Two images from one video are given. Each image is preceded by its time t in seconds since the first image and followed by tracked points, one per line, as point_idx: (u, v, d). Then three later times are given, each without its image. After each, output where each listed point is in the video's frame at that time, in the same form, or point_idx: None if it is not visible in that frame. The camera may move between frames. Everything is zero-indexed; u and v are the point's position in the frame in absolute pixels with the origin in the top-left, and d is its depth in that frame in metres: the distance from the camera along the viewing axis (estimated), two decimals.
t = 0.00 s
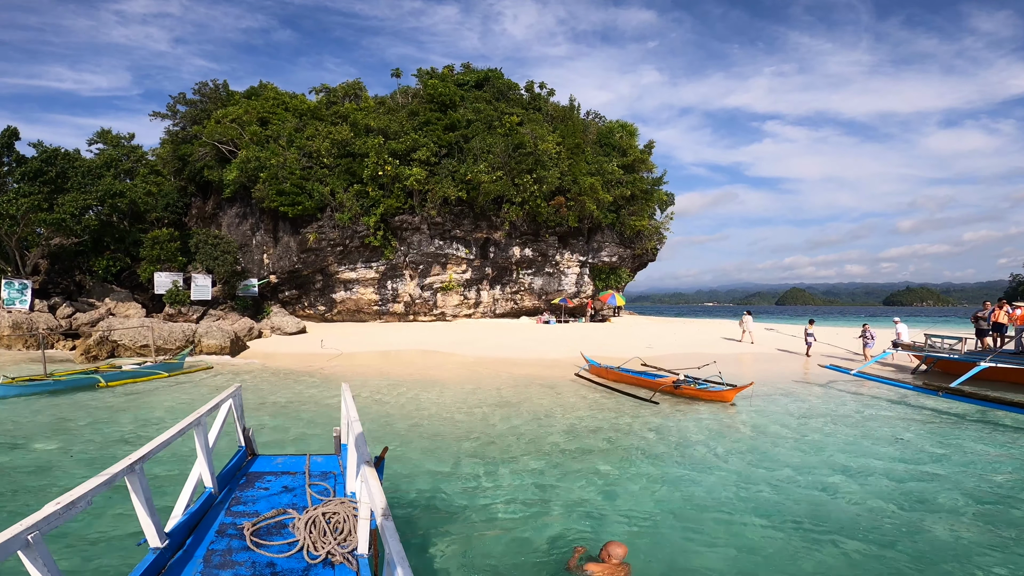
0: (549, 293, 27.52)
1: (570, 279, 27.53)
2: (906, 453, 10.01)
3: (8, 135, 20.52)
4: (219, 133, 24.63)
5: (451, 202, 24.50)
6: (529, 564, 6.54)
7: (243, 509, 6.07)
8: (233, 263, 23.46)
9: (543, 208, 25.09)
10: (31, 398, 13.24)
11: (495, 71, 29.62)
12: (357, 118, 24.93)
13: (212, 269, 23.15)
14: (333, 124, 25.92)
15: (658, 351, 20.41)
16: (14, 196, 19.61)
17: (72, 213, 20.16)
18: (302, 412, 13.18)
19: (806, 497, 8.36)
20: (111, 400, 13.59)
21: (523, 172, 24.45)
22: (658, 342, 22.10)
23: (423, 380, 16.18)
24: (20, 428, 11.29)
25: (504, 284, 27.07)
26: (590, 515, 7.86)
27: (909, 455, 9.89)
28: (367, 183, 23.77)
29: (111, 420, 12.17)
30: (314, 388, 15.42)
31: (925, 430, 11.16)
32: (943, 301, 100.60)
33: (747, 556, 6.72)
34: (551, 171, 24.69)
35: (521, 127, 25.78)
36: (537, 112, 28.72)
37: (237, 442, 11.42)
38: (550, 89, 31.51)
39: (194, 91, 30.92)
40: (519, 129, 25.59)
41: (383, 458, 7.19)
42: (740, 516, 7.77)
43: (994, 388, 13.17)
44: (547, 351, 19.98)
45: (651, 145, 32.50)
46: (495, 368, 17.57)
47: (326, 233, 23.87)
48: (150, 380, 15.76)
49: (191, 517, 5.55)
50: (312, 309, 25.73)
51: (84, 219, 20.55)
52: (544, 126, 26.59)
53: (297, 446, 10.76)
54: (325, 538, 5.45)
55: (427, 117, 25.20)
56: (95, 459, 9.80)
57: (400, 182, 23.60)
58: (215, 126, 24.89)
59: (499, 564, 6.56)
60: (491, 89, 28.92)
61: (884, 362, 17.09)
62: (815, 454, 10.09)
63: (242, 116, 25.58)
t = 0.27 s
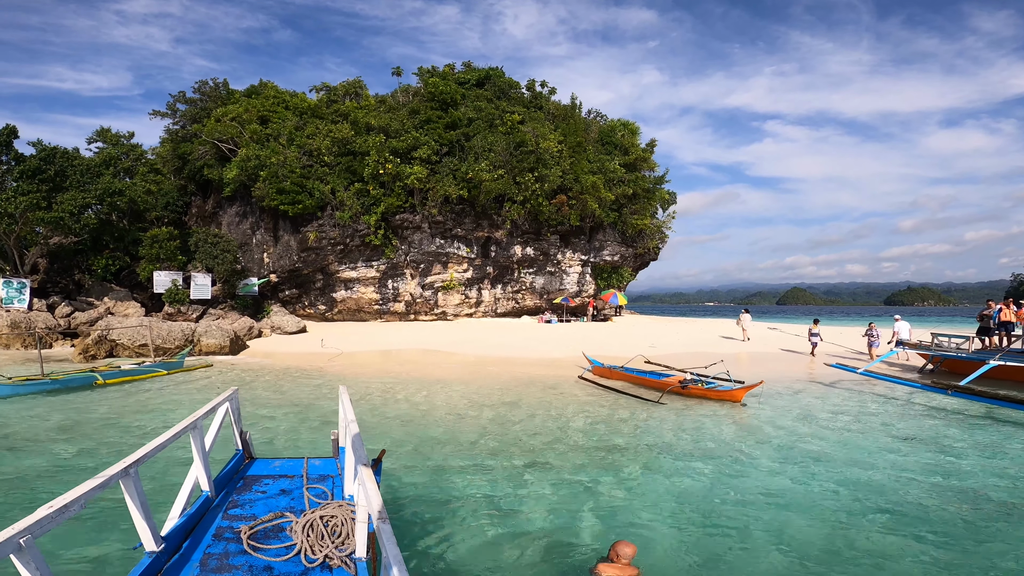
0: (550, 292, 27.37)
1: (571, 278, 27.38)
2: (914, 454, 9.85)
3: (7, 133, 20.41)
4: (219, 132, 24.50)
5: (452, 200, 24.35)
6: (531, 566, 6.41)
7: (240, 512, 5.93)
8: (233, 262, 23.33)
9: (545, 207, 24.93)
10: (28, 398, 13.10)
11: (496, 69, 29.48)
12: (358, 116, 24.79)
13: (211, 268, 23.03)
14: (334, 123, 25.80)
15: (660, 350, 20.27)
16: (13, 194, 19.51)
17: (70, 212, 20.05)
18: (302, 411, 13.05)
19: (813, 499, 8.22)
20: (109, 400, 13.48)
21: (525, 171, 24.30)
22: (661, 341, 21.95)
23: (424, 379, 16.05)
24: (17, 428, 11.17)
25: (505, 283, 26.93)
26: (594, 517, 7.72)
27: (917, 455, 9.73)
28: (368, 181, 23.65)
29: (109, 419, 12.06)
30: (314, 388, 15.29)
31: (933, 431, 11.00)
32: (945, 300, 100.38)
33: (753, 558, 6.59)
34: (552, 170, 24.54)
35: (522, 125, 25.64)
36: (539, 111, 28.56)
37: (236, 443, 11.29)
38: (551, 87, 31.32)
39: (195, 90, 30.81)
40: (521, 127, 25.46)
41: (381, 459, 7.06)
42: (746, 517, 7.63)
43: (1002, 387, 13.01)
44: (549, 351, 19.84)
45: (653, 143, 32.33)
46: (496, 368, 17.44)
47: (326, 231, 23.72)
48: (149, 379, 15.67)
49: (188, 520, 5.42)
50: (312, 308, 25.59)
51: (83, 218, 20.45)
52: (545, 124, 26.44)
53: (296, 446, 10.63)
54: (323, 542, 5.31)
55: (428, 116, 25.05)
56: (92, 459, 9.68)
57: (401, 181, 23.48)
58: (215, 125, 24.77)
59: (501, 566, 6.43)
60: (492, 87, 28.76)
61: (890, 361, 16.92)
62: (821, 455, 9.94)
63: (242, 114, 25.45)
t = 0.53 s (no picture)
0: (551, 292, 27.24)
1: (572, 278, 27.25)
2: (922, 454, 9.72)
3: (4, 133, 20.30)
4: (219, 131, 24.40)
5: (453, 200, 24.23)
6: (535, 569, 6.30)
7: (240, 510, 5.81)
8: (232, 261, 23.22)
9: (546, 206, 24.82)
10: (24, 399, 12.97)
11: (497, 68, 29.34)
12: (358, 115, 24.68)
13: (211, 268, 22.90)
14: (334, 122, 25.70)
15: (662, 350, 20.15)
16: (10, 194, 19.41)
17: (68, 212, 19.96)
18: (302, 412, 12.94)
19: (821, 499, 8.10)
20: (107, 400, 13.37)
21: (525, 170, 24.19)
22: (662, 341, 21.82)
23: (425, 380, 15.96)
24: (13, 429, 11.07)
25: (506, 283, 26.80)
26: (597, 517, 7.61)
27: (925, 457, 9.60)
28: (368, 181, 23.53)
29: (106, 420, 11.94)
30: (314, 388, 15.18)
31: (940, 431, 10.87)
32: (946, 300, 100.25)
33: (760, 560, 6.48)
34: (553, 169, 24.42)
35: (523, 125, 25.51)
36: (539, 110, 28.43)
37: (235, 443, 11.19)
38: (552, 86, 31.18)
39: (194, 89, 30.70)
40: (522, 127, 25.34)
41: (381, 456, 6.94)
42: (752, 518, 7.52)
43: (1009, 388, 12.88)
44: (550, 351, 19.72)
45: (655, 143, 32.18)
46: (497, 368, 17.31)
47: (326, 231, 23.61)
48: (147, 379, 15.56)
49: (187, 518, 5.31)
50: (312, 308, 25.48)
51: (81, 218, 20.35)
52: (546, 123, 26.31)
53: (295, 446, 10.53)
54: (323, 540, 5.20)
55: (428, 115, 24.94)
56: (88, 460, 9.57)
57: (401, 180, 23.36)
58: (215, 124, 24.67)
59: (504, 569, 6.31)
60: (493, 86, 28.63)
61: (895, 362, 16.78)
62: (827, 455, 9.84)
63: (241, 113, 25.34)
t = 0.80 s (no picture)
0: (553, 293, 27.10)
1: (574, 278, 27.14)
2: (931, 456, 9.63)
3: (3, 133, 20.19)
4: (219, 131, 24.31)
5: (454, 200, 24.11)
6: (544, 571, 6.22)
7: (248, 504, 5.73)
8: (232, 262, 23.11)
9: (548, 206, 24.71)
10: (22, 401, 12.84)
11: (498, 68, 29.19)
12: (359, 115, 24.59)
13: (211, 268, 22.79)
14: (334, 121, 25.61)
15: (665, 350, 20.03)
16: (9, 194, 19.31)
17: (68, 212, 19.86)
18: (303, 413, 12.85)
19: (831, 500, 8.01)
20: (107, 402, 13.27)
21: (527, 170, 24.07)
22: (665, 341, 21.71)
23: (426, 380, 15.85)
24: (12, 431, 10.97)
25: (508, 283, 26.69)
26: (605, 519, 7.53)
27: (934, 458, 9.51)
28: (368, 180, 23.41)
29: (106, 421, 11.84)
30: (315, 390, 15.07)
31: (949, 433, 10.77)
32: (948, 300, 99.98)
33: (772, 561, 6.40)
34: (555, 169, 24.31)
35: (525, 124, 25.38)
36: (541, 109, 28.28)
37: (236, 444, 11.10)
38: (553, 86, 31.05)
39: (193, 89, 30.59)
40: (523, 126, 25.21)
41: (388, 452, 6.84)
42: (762, 519, 7.43)
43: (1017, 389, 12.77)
44: (553, 351, 19.61)
45: (656, 142, 32.04)
46: (499, 368, 17.21)
47: (327, 231, 23.51)
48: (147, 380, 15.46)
49: (195, 513, 5.23)
50: (313, 309, 25.38)
51: (80, 218, 20.25)
52: (548, 123, 26.19)
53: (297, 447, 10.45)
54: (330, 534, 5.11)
55: (429, 114, 24.82)
56: (88, 462, 9.47)
57: (402, 180, 23.24)
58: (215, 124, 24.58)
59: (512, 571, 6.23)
60: (494, 86, 28.49)
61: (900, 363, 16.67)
62: (835, 455, 9.75)
63: (241, 113, 25.25)
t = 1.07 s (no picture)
0: (553, 293, 27.03)
1: (575, 277, 27.07)
2: (937, 454, 9.57)
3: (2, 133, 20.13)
4: (218, 131, 24.27)
5: (454, 199, 24.05)
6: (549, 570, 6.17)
7: (253, 501, 5.67)
8: (232, 262, 23.05)
9: (548, 206, 24.66)
10: (20, 402, 12.76)
11: (497, 68, 29.13)
12: (359, 115, 24.56)
13: (211, 268, 22.73)
14: (334, 121, 25.56)
15: (666, 350, 19.97)
16: (8, 194, 19.26)
17: (67, 212, 19.81)
18: (303, 414, 12.81)
19: (837, 498, 7.96)
20: (106, 402, 13.22)
21: (527, 170, 24.01)
22: (667, 341, 21.65)
23: (427, 380, 15.80)
24: (11, 431, 10.91)
25: (508, 283, 26.63)
26: (610, 517, 7.49)
27: (940, 457, 9.46)
28: (368, 180, 23.35)
29: (106, 421, 11.79)
30: (316, 390, 15.02)
31: (953, 432, 10.72)
32: (948, 300, 99.85)
33: (779, 559, 6.36)
34: (555, 168, 24.25)
35: (525, 123, 25.31)
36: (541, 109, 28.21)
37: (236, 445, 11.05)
38: (553, 85, 31.00)
39: (193, 89, 30.54)
40: (523, 125, 25.14)
41: (391, 449, 6.79)
42: (768, 517, 7.39)
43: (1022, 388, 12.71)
44: (554, 352, 19.54)
45: (657, 142, 31.98)
46: (500, 369, 17.14)
47: (326, 231, 23.46)
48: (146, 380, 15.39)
49: (202, 510, 5.19)
50: (313, 309, 25.33)
51: (79, 218, 20.20)
52: (548, 122, 26.12)
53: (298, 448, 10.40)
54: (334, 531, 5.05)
55: (429, 114, 24.78)
56: (87, 463, 9.42)
57: (402, 180, 23.18)
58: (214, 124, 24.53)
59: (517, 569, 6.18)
60: (494, 85, 28.42)
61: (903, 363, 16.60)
62: (841, 454, 9.69)
63: (241, 113, 25.21)
